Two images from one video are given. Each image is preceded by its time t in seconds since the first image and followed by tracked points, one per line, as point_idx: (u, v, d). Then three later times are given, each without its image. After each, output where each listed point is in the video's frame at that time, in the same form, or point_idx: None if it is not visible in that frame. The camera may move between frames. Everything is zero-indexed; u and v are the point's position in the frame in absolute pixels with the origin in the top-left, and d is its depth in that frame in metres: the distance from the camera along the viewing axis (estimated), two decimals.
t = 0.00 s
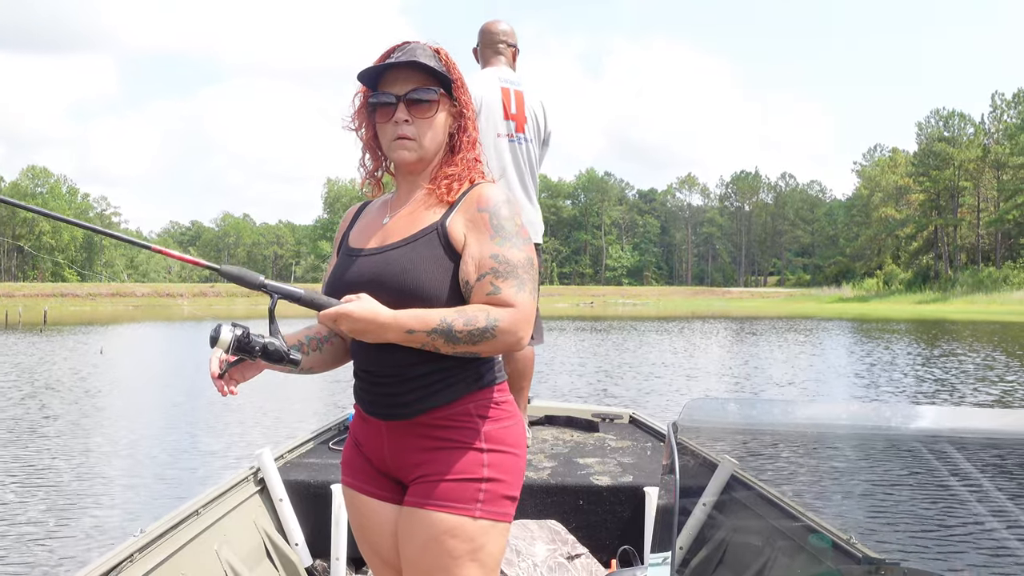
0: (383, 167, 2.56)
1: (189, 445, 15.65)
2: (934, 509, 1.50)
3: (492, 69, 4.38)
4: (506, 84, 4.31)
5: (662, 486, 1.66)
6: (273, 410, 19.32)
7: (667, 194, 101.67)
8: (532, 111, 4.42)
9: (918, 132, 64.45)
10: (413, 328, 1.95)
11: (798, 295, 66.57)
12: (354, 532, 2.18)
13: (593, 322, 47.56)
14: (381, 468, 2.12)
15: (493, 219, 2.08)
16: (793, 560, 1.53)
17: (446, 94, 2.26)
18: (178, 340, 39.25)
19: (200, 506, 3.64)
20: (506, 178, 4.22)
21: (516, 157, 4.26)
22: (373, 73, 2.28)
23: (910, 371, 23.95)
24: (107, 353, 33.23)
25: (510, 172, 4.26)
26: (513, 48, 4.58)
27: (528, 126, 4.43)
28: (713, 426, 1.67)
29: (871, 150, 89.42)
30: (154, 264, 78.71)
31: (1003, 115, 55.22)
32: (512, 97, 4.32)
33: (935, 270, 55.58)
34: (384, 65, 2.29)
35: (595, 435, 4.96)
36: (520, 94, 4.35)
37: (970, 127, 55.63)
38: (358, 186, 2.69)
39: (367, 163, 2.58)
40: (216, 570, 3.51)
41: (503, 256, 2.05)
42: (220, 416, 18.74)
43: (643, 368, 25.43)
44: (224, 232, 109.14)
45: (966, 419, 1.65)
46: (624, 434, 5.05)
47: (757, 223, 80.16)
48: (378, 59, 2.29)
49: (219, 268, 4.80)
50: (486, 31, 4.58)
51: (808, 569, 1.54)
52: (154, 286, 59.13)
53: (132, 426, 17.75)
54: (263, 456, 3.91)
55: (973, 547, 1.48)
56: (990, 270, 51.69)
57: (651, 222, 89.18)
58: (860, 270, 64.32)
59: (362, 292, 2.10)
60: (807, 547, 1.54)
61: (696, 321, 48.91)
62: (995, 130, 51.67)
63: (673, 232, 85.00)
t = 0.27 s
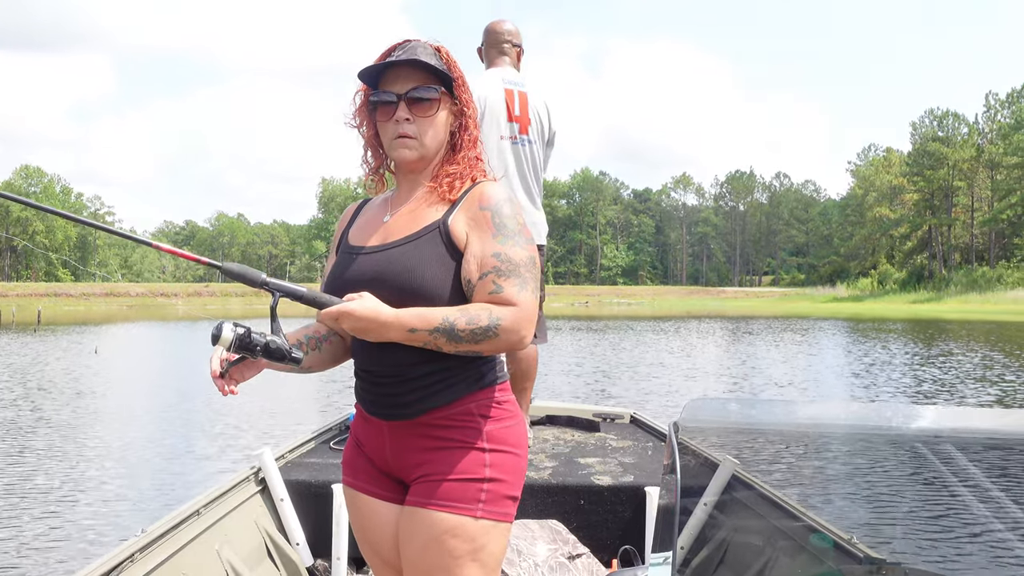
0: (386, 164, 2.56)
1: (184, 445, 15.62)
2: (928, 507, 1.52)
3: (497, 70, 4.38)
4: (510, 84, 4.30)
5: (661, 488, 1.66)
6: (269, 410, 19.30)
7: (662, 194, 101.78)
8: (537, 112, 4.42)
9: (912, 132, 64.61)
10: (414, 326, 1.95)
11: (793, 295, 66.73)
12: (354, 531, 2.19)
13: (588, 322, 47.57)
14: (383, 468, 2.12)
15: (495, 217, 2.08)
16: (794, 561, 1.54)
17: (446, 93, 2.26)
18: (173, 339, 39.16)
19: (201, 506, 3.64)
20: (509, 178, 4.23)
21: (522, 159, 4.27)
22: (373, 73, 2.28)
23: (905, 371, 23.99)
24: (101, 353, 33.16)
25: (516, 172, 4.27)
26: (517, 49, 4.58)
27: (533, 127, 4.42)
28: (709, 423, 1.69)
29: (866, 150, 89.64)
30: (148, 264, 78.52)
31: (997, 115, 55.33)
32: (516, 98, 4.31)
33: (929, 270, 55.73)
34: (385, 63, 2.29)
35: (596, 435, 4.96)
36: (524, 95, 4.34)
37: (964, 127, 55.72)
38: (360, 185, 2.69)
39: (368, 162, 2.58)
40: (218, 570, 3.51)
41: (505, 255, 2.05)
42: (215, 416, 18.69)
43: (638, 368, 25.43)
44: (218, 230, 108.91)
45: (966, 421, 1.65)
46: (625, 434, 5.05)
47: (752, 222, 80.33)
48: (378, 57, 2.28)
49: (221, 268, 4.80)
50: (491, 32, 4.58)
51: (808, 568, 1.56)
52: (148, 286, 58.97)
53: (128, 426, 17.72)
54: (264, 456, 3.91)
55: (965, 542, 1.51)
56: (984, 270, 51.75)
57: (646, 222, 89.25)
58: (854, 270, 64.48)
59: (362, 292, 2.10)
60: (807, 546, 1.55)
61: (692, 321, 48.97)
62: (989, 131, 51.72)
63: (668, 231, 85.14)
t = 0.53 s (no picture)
0: (391, 163, 2.57)
1: (179, 443, 15.59)
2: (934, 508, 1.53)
3: (503, 69, 4.38)
4: (516, 84, 4.30)
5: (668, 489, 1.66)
6: (264, 408, 19.28)
7: (658, 194, 101.89)
8: (543, 111, 4.42)
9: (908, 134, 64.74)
10: (422, 323, 1.96)
11: (788, 296, 66.89)
12: (363, 530, 2.19)
13: (584, 322, 47.61)
14: (390, 467, 2.12)
15: (501, 215, 2.09)
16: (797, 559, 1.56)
17: (451, 91, 2.27)
18: (168, 337, 39.10)
19: (205, 505, 3.65)
20: (515, 176, 4.23)
21: (529, 157, 4.27)
22: (377, 71, 2.29)
23: (898, 373, 24.09)
24: (96, 350, 33.08)
25: (523, 170, 4.27)
26: (521, 48, 4.58)
27: (539, 126, 4.43)
28: (710, 423, 1.69)
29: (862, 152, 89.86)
30: (143, 261, 78.32)
31: (993, 118, 55.39)
32: (522, 98, 4.31)
33: (924, 272, 55.88)
34: (389, 62, 2.29)
35: (598, 434, 4.97)
36: (530, 95, 4.33)
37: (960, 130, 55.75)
38: (365, 184, 2.70)
39: (374, 161, 2.59)
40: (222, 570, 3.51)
41: (513, 253, 2.06)
42: (211, 414, 18.68)
43: (633, 368, 25.49)
44: (213, 228, 108.81)
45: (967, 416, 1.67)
46: (629, 433, 5.06)
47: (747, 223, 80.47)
48: (382, 56, 2.29)
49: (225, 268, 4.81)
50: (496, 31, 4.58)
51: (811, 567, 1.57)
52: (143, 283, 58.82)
53: (123, 424, 17.69)
54: (268, 456, 3.90)
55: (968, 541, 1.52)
56: (979, 273, 51.86)
57: (641, 222, 89.38)
58: (849, 272, 64.63)
59: (369, 290, 2.10)
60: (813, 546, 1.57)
61: (687, 322, 49.04)
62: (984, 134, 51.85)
63: (664, 232, 85.31)
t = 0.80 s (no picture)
0: (395, 165, 2.57)
1: (174, 443, 15.55)
2: (940, 510, 1.54)
3: (506, 69, 4.37)
4: (521, 83, 4.30)
5: (670, 489, 1.66)
6: (260, 409, 19.24)
7: (653, 194, 102.08)
8: (546, 109, 4.42)
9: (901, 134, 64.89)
10: (432, 323, 1.96)
11: (782, 296, 67.09)
12: (369, 533, 2.19)
13: (579, 322, 47.63)
14: (395, 470, 2.13)
15: (506, 215, 2.09)
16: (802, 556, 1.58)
17: (454, 91, 2.27)
18: (163, 337, 39.02)
19: (208, 507, 3.64)
20: (519, 175, 4.22)
21: (533, 156, 4.26)
22: (381, 72, 2.29)
23: (891, 373, 24.22)
24: (90, 349, 32.98)
25: (527, 169, 4.25)
26: (522, 48, 4.57)
27: (542, 124, 4.43)
28: (714, 422, 1.69)
29: (856, 152, 90.16)
30: (137, 261, 78.03)
31: (986, 119, 55.55)
32: (526, 96, 4.30)
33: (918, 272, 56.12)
34: (391, 64, 2.30)
35: (602, 433, 4.97)
36: (534, 94, 4.33)
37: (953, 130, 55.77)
38: (371, 185, 2.71)
39: (379, 163, 2.60)
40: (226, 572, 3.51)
41: (518, 253, 2.06)
42: (206, 414, 18.63)
43: (626, 367, 25.56)
44: (207, 227, 108.53)
45: (971, 412, 1.68)
46: (632, 433, 5.06)
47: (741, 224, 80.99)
48: (384, 58, 2.29)
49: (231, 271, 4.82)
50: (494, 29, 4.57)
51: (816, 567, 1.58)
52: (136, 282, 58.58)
53: (117, 424, 17.63)
54: (271, 456, 3.88)
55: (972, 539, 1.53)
56: (972, 273, 51.99)
57: (636, 222, 89.58)
58: (844, 272, 64.82)
59: (374, 291, 2.09)
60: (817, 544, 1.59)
61: (681, 322, 49.12)
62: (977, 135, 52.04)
63: (658, 232, 85.61)
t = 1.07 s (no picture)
0: (395, 165, 2.57)
1: (168, 445, 15.50)
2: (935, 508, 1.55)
3: (500, 69, 4.36)
4: (514, 84, 4.29)
5: (668, 490, 1.66)
6: (254, 410, 19.17)
7: (646, 194, 102.05)
8: (539, 110, 4.42)
9: (894, 134, 65.00)
10: (431, 323, 1.96)
11: (775, 296, 67.17)
12: (368, 531, 2.18)
13: (573, 322, 47.58)
14: (395, 469, 2.12)
15: (505, 213, 2.09)
16: (800, 557, 1.58)
17: (451, 89, 2.26)
18: (155, 337, 38.88)
19: (209, 505, 3.63)
20: (514, 174, 4.22)
21: (527, 156, 4.27)
22: (379, 73, 2.28)
23: (884, 373, 24.32)
24: (82, 350, 32.84)
25: (521, 169, 4.26)
26: (514, 49, 4.57)
27: (535, 124, 4.42)
28: (714, 422, 1.69)
29: (848, 152, 90.38)
30: (128, 261, 77.66)
31: (978, 119, 55.64)
32: (519, 97, 4.30)
33: (911, 272, 56.24)
34: (389, 63, 2.30)
35: (603, 434, 4.97)
36: (527, 94, 4.33)
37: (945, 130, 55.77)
38: (370, 185, 2.70)
39: (377, 163, 2.59)
40: (227, 569, 3.50)
41: (517, 252, 2.06)
42: (200, 415, 18.57)
43: (620, 367, 25.58)
44: (199, 227, 108.15)
45: (972, 414, 1.68)
46: (634, 433, 5.06)
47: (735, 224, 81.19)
48: (383, 57, 2.29)
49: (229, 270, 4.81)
50: (486, 28, 4.56)
51: (815, 567, 1.58)
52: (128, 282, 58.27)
53: (110, 426, 17.55)
54: (272, 455, 3.87)
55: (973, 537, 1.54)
56: (964, 272, 52.20)
57: (630, 222, 89.59)
58: (837, 272, 64.90)
59: (374, 292, 2.09)
60: (815, 545, 1.59)
61: (675, 321, 49.10)
62: (969, 135, 52.32)
63: (651, 232, 85.69)
